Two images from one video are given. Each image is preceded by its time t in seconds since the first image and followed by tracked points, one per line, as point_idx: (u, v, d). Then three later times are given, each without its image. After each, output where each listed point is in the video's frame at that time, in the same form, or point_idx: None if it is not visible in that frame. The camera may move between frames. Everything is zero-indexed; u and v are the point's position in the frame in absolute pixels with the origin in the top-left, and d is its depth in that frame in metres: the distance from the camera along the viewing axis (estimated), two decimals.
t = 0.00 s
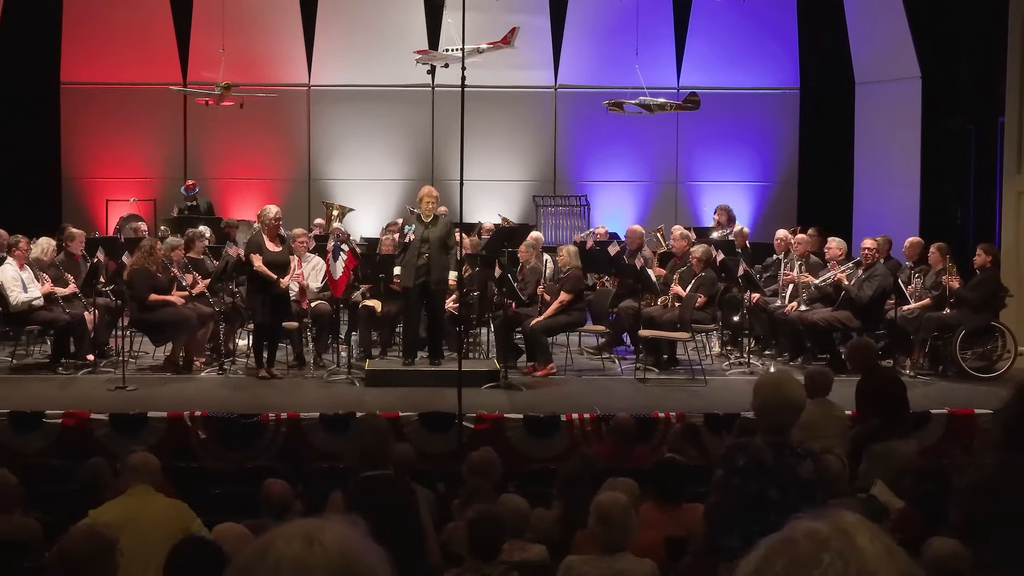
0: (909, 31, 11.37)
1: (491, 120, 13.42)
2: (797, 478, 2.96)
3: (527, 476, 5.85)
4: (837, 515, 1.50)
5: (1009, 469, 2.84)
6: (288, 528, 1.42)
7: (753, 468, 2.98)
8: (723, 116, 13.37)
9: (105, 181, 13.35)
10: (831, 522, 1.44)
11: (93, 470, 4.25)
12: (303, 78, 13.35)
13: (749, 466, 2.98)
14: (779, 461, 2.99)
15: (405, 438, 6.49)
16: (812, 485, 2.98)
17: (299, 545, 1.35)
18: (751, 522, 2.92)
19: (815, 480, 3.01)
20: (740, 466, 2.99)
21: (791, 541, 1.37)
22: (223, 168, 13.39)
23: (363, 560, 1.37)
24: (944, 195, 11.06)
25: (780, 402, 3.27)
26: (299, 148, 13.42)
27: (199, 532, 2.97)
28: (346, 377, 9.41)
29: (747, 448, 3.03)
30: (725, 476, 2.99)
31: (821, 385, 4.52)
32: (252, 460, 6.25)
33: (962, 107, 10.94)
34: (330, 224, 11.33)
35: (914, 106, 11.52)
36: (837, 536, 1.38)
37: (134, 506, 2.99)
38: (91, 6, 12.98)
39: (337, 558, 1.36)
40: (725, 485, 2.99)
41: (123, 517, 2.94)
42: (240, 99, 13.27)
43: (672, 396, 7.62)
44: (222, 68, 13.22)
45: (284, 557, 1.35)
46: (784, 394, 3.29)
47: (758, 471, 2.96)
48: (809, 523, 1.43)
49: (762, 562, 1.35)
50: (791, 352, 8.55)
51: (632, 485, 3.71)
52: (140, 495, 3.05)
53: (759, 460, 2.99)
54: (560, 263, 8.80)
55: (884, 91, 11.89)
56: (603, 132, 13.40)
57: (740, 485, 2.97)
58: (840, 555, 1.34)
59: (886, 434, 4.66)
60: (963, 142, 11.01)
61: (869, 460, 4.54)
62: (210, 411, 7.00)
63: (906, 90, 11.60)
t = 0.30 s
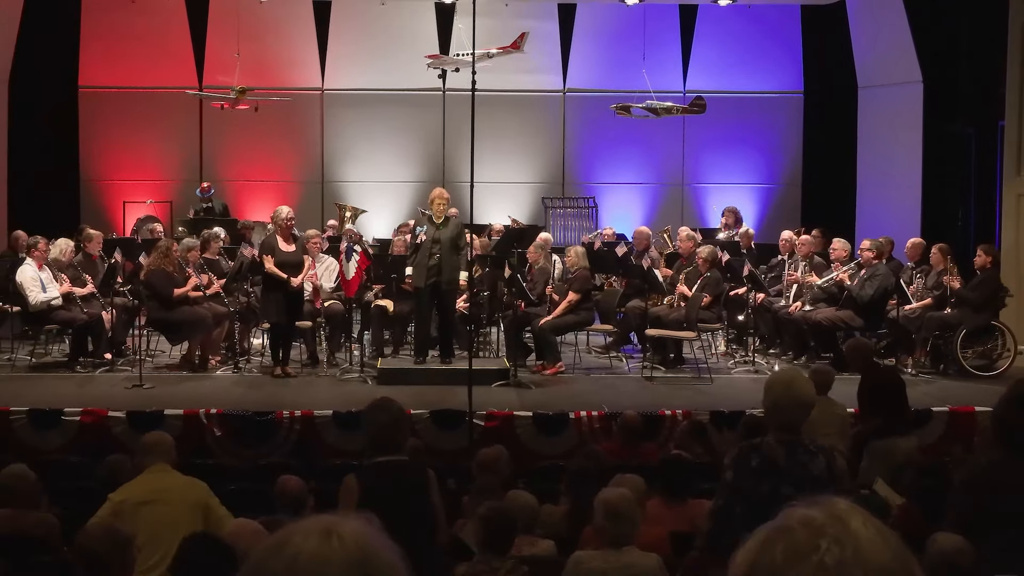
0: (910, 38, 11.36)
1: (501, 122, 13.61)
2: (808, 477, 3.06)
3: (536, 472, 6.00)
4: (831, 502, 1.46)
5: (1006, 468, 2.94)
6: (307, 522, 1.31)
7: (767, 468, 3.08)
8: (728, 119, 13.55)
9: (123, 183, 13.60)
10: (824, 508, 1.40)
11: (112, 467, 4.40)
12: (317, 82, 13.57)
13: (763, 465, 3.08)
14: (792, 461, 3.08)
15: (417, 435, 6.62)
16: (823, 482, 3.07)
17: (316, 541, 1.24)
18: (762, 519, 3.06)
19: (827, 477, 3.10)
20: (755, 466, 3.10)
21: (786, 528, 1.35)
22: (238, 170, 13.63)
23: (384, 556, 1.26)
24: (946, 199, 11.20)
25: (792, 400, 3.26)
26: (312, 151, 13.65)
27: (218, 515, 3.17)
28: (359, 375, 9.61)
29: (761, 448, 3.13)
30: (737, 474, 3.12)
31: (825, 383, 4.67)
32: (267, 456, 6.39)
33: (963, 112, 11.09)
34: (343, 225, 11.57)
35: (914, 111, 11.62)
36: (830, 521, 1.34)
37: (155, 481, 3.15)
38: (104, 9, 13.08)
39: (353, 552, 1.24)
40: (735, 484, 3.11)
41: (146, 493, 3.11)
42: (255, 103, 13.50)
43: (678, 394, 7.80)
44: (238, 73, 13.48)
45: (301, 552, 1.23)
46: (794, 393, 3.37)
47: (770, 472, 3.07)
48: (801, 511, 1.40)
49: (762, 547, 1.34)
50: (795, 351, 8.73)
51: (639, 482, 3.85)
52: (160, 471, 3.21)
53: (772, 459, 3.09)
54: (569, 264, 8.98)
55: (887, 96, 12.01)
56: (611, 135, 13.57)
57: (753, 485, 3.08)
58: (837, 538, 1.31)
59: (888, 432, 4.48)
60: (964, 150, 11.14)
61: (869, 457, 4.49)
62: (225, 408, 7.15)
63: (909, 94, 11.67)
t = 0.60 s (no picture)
0: (910, 37, 11.26)
1: (510, 125, 13.77)
2: (816, 476, 3.16)
3: (545, 470, 6.14)
4: (841, 489, 1.42)
5: (1005, 466, 3.04)
6: (314, 518, 1.38)
7: (775, 467, 3.19)
8: (735, 122, 13.69)
9: (140, 185, 13.84)
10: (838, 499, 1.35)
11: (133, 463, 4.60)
12: (329, 85, 13.75)
13: (771, 464, 3.19)
14: (800, 460, 3.19)
15: (429, 433, 6.77)
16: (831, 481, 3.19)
17: (323, 536, 1.32)
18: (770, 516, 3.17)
19: (833, 475, 3.21)
20: (763, 465, 3.20)
21: (797, 517, 1.29)
22: (252, 172, 13.84)
23: (388, 552, 1.34)
24: (948, 202, 11.48)
25: (799, 399, 3.44)
26: (325, 153, 13.85)
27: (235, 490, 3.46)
28: (371, 373, 9.79)
29: (768, 447, 3.24)
30: (747, 473, 3.23)
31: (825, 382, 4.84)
32: (280, 454, 6.54)
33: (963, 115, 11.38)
34: (355, 227, 11.77)
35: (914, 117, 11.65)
36: (844, 513, 1.29)
37: (177, 458, 3.41)
38: (121, 15, 13.44)
39: (358, 549, 1.32)
40: (744, 481, 3.23)
41: (170, 468, 3.38)
42: (268, 106, 13.70)
43: (684, 392, 7.96)
44: (251, 76, 13.65)
45: (307, 548, 1.32)
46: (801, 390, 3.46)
47: (779, 471, 3.18)
48: (814, 501, 1.34)
49: (776, 535, 1.27)
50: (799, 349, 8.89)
51: (645, 479, 4.00)
52: (182, 449, 3.47)
53: (781, 459, 3.20)
54: (577, 264, 9.16)
55: (893, 100, 11.92)
56: (618, 138, 13.73)
57: (761, 483, 3.20)
58: (852, 531, 1.27)
59: (891, 430, 4.66)
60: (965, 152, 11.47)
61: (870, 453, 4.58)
62: (239, 406, 7.31)
63: (909, 102, 11.68)
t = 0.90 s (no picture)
0: (912, 44, 11.43)
1: (518, 127, 13.91)
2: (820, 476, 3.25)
3: (552, 467, 6.27)
4: (856, 483, 1.42)
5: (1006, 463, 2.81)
6: (320, 516, 1.39)
7: (782, 468, 3.27)
8: (739, 125, 13.86)
9: (155, 187, 14.07)
10: (853, 491, 1.34)
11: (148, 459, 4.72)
12: (340, 89, 13.94)
13: (775, 465, 3.28)
14: (804, 461, 3.29)
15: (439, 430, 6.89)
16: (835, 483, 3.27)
17: (327, 534, 1.32)
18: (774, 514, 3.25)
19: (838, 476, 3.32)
20: (768, 467, 3.28)
21: (807, 507, 1.29)
22: (265, 174, 14.07)
23: (391, 548, 1.34)
24: (948, 207, 11.44)
25: (806, 399, 3.40)
26: (336, 156, 14.04)
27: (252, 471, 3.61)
28: (381, 372, 9.97)
29: (774, 449, 3.32)
30: (754, 474, 3.31)
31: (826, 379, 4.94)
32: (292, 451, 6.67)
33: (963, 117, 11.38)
34: (366, 228, 11.93)
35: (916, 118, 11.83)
36: (856, 501, 1.28)
37: (199, 435, 3.57)
38: (135, 19, 13.65)
39: (363, 547, 1.32)
40: (750, 480, 3.32)
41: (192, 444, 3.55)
42: (281, 109, 13.91)
43: (689, 390, 8.10)
44: (264, 80, 13.88)
45: (314, 545, 1.32)
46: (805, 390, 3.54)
47: (785, 471, 3.26)
48: (825, 492, 1.33)
49: (784, 526, 1.27)
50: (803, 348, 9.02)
51: (651, 476, 4.10)
52: (204, 426, 3.61)
53: (785, 459, 3.29)
54: (583, 264, 9.19)
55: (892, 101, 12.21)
56: (624, 140, 13.88)
57: (766, 481, 3.28)
58: (863, 522, 1.25)
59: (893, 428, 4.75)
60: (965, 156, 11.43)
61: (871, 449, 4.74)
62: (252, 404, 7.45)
63: (910, 102, 11.86)
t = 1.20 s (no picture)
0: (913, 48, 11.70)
1: (525, 130, 14.09)
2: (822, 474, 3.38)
3: (558, 463, 6.42)
4: (847, 477, 1.25)
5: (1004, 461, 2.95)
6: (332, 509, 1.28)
7: (785, 466, 3.40)
8: (743, 128, 14.03)
9: (168, 189, 14.30)
10: (843, 484, 1.17)
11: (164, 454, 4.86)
12: (351, 92, 14.15)
13: (777, 464, 3.40)
14: (807, 458, 3.41)
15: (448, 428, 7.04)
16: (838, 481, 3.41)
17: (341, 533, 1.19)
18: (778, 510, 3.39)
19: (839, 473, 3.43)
20: (771, 466, 3.41)
21: (800, 502, 1.13)
22: (277, 176, 14.29)
23: (401, 543, 1.24)
24: (950, 209, 11.66)
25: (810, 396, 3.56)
26: (346, 158, 14.26)
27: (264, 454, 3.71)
28: (391, 370, 10.16)
29: (777, 447, 3.45)
30: (759, 473, 3.46)
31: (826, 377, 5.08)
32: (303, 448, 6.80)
33: (961, 121, 11.54)
34: (376, 229, 12.13)
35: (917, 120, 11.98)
36: (849, 497, 1.11)
37: (218, 414, 3.69)
38: (149, 25, 13.86)
39: (374, 545, 1.20)
40: (755, 477, 3.47)
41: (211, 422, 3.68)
42: (292, 112, 14.13)
43: (692, 388, 8.26)
44: (276, 83, 14.07)
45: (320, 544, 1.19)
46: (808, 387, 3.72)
47: (788, 469, 3.39)
48: (818, 486, 1.17)
49: (776, 524, 1.12)
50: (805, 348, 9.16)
51: (657, 471, 4.20)
52: (224, 404, 3.74)
53: (787, 457, 3.42)
54: (590, 265, 9.45)
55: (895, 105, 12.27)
56: (629, 143, 14.06)
57: (769, 479, 3.42)
58: (855, 517, 1.09)
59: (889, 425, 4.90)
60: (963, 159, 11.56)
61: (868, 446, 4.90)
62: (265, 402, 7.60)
63: (911, 105, 12.04)
